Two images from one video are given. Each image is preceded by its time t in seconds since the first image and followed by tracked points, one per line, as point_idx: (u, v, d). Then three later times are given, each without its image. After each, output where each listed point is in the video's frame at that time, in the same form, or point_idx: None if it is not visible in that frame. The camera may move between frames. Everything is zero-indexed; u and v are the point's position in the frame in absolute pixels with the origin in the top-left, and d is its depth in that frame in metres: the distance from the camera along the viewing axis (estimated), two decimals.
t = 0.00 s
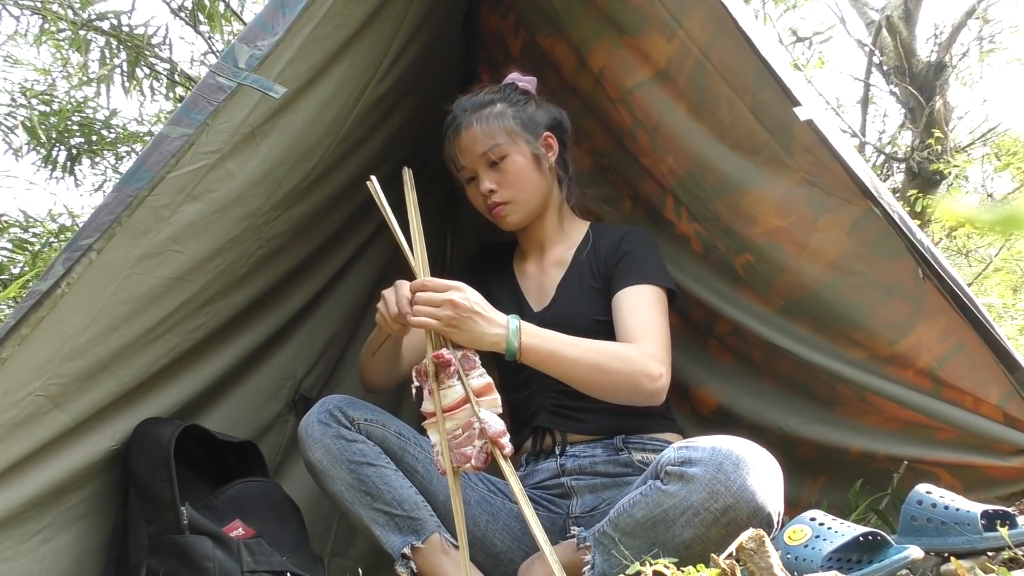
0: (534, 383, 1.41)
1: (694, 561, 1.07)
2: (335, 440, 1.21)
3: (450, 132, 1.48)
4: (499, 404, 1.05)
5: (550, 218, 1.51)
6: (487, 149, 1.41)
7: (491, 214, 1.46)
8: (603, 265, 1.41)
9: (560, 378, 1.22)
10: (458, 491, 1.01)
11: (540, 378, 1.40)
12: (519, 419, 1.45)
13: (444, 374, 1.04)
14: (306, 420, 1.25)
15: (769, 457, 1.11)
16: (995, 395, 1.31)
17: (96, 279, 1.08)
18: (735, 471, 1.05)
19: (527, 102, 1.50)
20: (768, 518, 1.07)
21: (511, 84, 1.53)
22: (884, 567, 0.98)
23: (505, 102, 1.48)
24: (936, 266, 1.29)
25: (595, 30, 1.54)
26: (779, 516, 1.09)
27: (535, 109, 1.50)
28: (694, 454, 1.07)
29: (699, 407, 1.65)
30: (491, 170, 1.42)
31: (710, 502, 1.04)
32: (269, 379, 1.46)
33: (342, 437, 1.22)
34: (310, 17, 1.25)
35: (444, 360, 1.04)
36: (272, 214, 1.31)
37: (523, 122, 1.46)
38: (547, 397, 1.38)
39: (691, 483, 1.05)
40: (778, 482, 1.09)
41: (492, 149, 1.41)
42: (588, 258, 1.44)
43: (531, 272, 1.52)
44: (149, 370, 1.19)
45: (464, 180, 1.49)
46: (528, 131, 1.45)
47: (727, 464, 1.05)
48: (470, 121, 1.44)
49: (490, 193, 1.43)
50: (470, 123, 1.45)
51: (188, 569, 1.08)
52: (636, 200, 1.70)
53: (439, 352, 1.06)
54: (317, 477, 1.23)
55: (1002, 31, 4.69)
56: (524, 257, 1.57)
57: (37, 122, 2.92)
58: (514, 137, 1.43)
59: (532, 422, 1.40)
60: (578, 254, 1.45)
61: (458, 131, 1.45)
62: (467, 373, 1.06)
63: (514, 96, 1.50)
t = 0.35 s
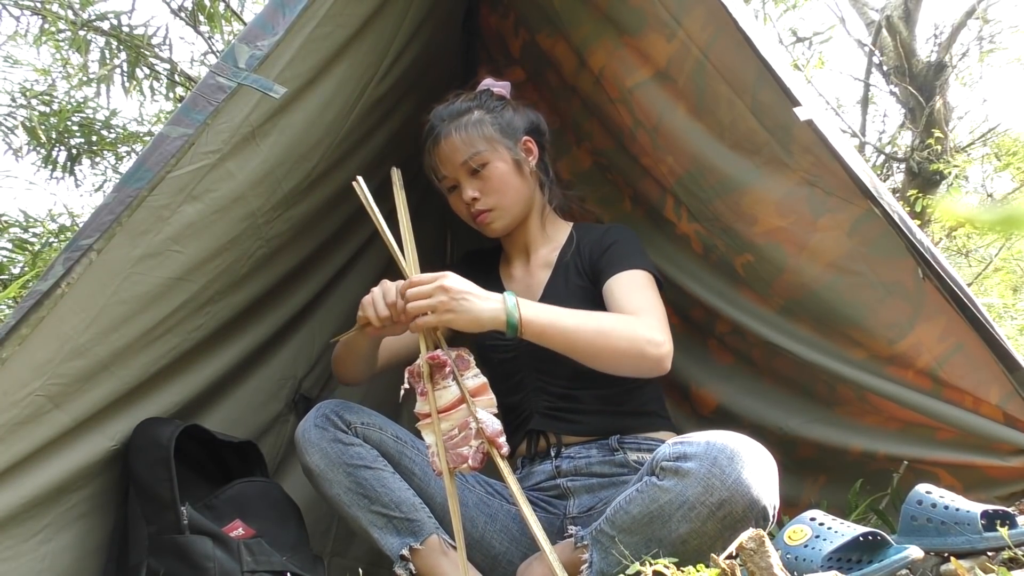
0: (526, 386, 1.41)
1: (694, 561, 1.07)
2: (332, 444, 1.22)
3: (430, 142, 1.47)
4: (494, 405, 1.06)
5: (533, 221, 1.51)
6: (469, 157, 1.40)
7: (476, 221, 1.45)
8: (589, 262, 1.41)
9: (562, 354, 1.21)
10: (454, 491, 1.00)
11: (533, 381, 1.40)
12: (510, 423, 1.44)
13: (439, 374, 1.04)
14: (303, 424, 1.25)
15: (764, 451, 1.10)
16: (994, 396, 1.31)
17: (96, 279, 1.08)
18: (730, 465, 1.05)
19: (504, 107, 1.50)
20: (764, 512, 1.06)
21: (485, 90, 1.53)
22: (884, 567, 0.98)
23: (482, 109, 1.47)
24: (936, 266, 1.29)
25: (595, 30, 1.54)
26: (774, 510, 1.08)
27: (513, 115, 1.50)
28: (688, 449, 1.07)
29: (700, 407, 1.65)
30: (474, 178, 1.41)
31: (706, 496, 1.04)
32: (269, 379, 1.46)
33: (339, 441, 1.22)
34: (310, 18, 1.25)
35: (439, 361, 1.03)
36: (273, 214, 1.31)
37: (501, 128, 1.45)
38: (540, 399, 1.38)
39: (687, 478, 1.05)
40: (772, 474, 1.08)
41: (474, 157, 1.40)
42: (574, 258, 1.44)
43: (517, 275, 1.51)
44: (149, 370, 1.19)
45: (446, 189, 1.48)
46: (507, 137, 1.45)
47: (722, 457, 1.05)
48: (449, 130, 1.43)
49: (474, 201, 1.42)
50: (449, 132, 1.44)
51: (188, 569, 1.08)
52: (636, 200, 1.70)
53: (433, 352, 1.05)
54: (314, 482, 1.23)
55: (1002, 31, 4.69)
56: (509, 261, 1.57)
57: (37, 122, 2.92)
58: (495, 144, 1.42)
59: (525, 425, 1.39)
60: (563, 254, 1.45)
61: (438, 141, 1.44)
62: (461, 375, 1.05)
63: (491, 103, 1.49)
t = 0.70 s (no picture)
0: (524, 389, 1.41)
1: (694, 561, 1.07)
2: (332, 444, 1.22)
3: (416, 147, 1.47)
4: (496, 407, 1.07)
5: (523, 223, 1.50)
6: (456, 159, 1.40)
7: (465, 225, 1.44)
8: (581, 264, 1.41)
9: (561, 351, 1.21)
10: (458, 491, 1.00)
11: (531, 384, 1.40)
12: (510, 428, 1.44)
13: (445, 373, 1.04)
14: (304, 425, 1.26)
15: (762, 451, 1.10)
16: (994, 396, 1.31)
17: (96, 279, 1.08)
18: (726, 464, 1.04)
19: (487, 110, 1.51)
20: (761, 510, 1.06)
21: (469, 93, 1.54)
22: (884, 567, 0.98)
23: (466, 112, 1.48)
24: (936, 266, 1.29)
25: (595, 30, 1.54)
26: (769, 509, 1.07)
27: (497, 117, 1.51)
28: (685, 448, 1.06)
29: (699, 407, 1.65)
30: (461, 180, 1.41)
31: (702, 496, 1.04)
32: (269, 379, 1.46)
33: (339, 440, 1.22)
34: (310, 18, 1.25)
35: (445, 360, 1.03)
36: (272, 214, 1.31)
37: (486, 130, 1.46)
38: (539, 402, 1.38)
39: (683, 478, 1.05)
40: (770, 474, 1.08)
41: (460, 158, 1.40)
42: (566, 259, 1.43)
43: (509, 278, 1.51)
44: (149, 371, 1.19)
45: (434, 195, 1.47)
46: (493, 139, 1.45)
47: (718, 457, 1.05)
48: (434, 134, 1.44)
49: (462, 203, 1.41)
50: (434, 136, 1.44)
51: (188, 569, 1.08)
52: (636, 200, 1.70)
53: (440, 351, 1.05)
54: (314, 482, 1.23)
55: (1002, 31, 4.69)
56: (501, 264, 1.56)
57: (37, 122, 2.92)
58: (481, 145, 1.42)
59: (525, 429, 1.39)
60: (554, 256, 1.45)
61: (424, 145, 1.44)
62: (466, 376, 1.05)
63: (475, 106, 1.50)
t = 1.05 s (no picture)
0: (517, 395, 1.41)
1: (693, 561, 1.07)
2: (329, 448, 1.22)
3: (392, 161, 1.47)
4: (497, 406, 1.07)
5: (504, 226, 1.50)
6: (429, 168, 1.40)
7: (447, 232, 1.43)
8: (569, 269, 1.41)
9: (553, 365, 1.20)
10: (458, 491, 1.00)
11: (524, 390, 1.40)
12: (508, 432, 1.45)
13: (445, 373, 1.04)
14: (300, 430, 1.26)
15: (758, 449, 1.10)
16: (995, 396, 1.31)
17: (96, 279, 1.08)
18: (723, 462, 1.04)
19: (458, 116, 1.50)
20: (758, 509, 1.06)
21: (439, 101, 1.53)
22: (884, 567, 0.98)
23: (436, 120, 1.47)
24: (936, 266, 1.29)
25: (595, 30, 1.54)
26: (768, 507, 1.08)
27: (468, 122, 1.50)
28: (682, 447, 1.06)
29: (699, 407, 1.65)
30: (437, 188, 1.40)
31: (700, 494, 1.04)
32: (269, 379, 1.46)
33: (335, 445, 1.22)
34: (310, 18, 1.25)
35: (446, 360, 1.03)
36: (273, 214, 1.32)
37: (457, 137, 1.45)
38: (532, 407, 1.39)
39: (680, 477, 1.05)
40: (766, 471, 1.08)
41: (433, 167, 1.40)
42: (553, 264, 1.44)
43: (495, 283, 1.51)
44: (149, 371, 1.19)
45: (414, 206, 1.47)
46: (464, 144, 1.44)
47: (714, 456, 1.05)
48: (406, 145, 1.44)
49: (440, 211, 1.40)
50: (407, 147, 1.44)
51: (188, 569, 1.08)
52: (636, 200, 1.70)
53: (441, 351, 1.05)
54: (312, 486, 1.24)
55: (1002, 31, 4.69)
56: (485, 269, 1.56)
57: (37, 122, 2.92)
58: (452, 152, 1.41)
59: (520, 434, 1.40)
60: (540, 259, 1.45)
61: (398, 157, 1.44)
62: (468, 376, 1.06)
63: (445, 112, 1.50)
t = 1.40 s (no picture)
0: (518, 394, 1.41)
1: (694, 562, 1.07)
2: (329, 448, 1.22)
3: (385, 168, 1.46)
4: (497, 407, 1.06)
5: (500, 227, 1.50)
6: (423, 173, 1.39)
7: (444, 235, 1.43)
8: (569, 268, 1.41)
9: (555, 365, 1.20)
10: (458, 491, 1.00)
11: (525, 390, 1.40)
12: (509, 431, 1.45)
13: (444, 373, 1.03)
14: (299, 430, 1.26)
15: (759, 451, 1.10)
16: (994, 395, 1.31)
17: (96, 278, 1.08)
18: (725, 465, 1.04)
19: (447, 119, 1.49)
20: (760, 512, 1.06)
21: (428, 105, 1.52)
22: (884, 567, 0.98)
23: (426, 124, 1.46)
24: (936, 266, 1.29)
25: (595, 30, 1.54)
26: (769, 510, 1.07)
27: (458, 124, 1.50)
28: (683, 450, 1.07)
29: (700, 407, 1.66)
30: (431, 192, 1.39)
31: (702, 497, 1.04)
32: (269, 379, 1.46)
33: (335, 445, 1.22)
34: (310, 18, 1.25)
35: (445, 360, 1.03)
36: (272, 214, 1.32)
37: (447, 141, 1.44)
38: (533, 407, 1.38)
39: (682, 479, 1.05)
40: (769, 474, 1.08)
41: (426, 172, 1.39)
42: (553, 262, 1.44)
43: (495, 283, 1.51)
44: (149, 370, 1.19)
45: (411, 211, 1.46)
46: (455, 147, 1.44)
47: (716, 458, 1.05)
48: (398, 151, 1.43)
49: (436, 215, 1.40)
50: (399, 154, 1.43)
51: (188, 569, 1.08)
52: (636, 200, 1.70)
53: (440, 351, 1.04)
54: (312, 486, 1.23)
55: (1002, 31, 4.69)
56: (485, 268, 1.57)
57: (37, 122, 2.92)
58: (444, 155, 1.41)
59: (521, 434, 1.40)
60: (540, 258, 1.45)
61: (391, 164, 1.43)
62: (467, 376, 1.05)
63: (433, 116, 1.49)
